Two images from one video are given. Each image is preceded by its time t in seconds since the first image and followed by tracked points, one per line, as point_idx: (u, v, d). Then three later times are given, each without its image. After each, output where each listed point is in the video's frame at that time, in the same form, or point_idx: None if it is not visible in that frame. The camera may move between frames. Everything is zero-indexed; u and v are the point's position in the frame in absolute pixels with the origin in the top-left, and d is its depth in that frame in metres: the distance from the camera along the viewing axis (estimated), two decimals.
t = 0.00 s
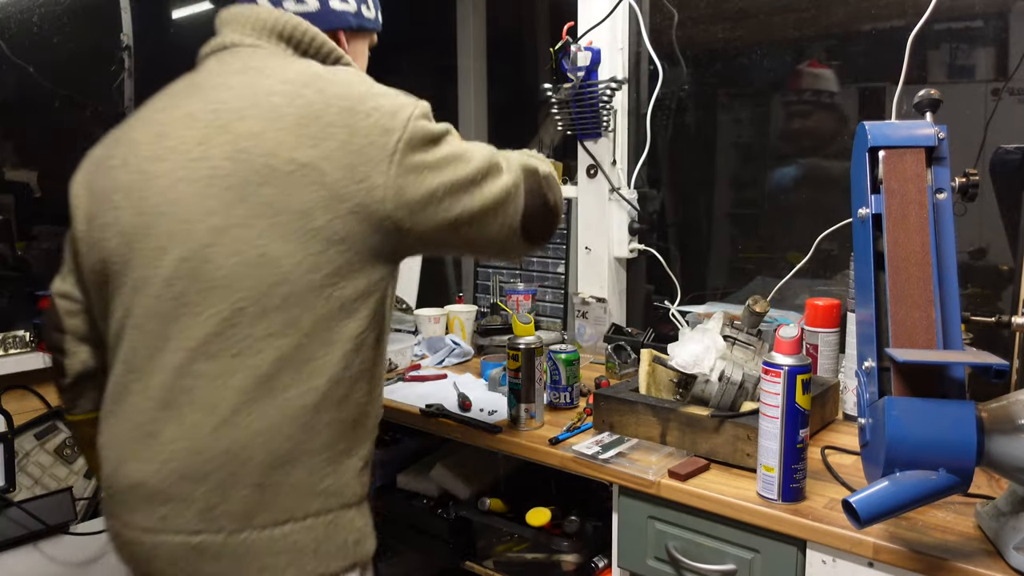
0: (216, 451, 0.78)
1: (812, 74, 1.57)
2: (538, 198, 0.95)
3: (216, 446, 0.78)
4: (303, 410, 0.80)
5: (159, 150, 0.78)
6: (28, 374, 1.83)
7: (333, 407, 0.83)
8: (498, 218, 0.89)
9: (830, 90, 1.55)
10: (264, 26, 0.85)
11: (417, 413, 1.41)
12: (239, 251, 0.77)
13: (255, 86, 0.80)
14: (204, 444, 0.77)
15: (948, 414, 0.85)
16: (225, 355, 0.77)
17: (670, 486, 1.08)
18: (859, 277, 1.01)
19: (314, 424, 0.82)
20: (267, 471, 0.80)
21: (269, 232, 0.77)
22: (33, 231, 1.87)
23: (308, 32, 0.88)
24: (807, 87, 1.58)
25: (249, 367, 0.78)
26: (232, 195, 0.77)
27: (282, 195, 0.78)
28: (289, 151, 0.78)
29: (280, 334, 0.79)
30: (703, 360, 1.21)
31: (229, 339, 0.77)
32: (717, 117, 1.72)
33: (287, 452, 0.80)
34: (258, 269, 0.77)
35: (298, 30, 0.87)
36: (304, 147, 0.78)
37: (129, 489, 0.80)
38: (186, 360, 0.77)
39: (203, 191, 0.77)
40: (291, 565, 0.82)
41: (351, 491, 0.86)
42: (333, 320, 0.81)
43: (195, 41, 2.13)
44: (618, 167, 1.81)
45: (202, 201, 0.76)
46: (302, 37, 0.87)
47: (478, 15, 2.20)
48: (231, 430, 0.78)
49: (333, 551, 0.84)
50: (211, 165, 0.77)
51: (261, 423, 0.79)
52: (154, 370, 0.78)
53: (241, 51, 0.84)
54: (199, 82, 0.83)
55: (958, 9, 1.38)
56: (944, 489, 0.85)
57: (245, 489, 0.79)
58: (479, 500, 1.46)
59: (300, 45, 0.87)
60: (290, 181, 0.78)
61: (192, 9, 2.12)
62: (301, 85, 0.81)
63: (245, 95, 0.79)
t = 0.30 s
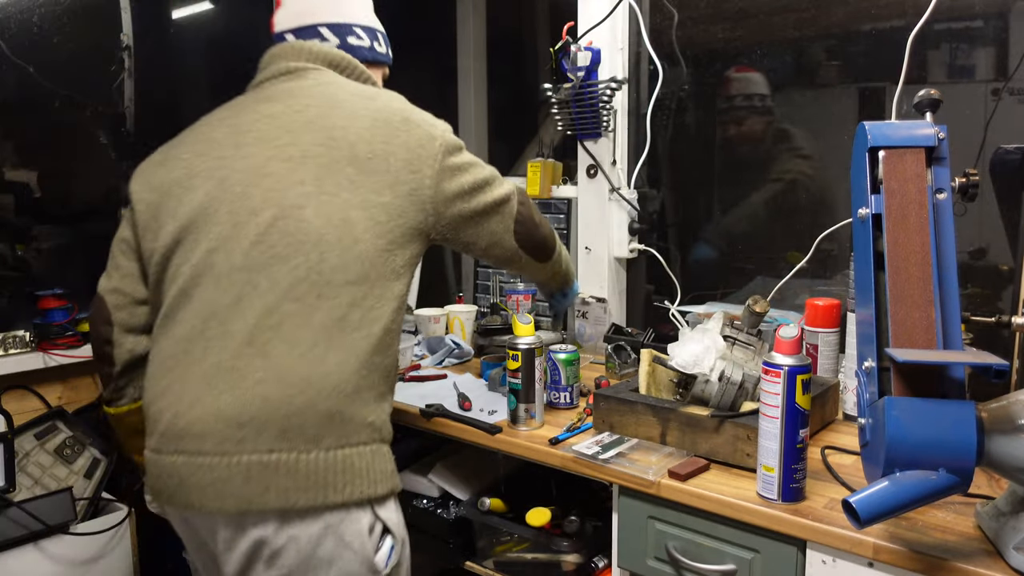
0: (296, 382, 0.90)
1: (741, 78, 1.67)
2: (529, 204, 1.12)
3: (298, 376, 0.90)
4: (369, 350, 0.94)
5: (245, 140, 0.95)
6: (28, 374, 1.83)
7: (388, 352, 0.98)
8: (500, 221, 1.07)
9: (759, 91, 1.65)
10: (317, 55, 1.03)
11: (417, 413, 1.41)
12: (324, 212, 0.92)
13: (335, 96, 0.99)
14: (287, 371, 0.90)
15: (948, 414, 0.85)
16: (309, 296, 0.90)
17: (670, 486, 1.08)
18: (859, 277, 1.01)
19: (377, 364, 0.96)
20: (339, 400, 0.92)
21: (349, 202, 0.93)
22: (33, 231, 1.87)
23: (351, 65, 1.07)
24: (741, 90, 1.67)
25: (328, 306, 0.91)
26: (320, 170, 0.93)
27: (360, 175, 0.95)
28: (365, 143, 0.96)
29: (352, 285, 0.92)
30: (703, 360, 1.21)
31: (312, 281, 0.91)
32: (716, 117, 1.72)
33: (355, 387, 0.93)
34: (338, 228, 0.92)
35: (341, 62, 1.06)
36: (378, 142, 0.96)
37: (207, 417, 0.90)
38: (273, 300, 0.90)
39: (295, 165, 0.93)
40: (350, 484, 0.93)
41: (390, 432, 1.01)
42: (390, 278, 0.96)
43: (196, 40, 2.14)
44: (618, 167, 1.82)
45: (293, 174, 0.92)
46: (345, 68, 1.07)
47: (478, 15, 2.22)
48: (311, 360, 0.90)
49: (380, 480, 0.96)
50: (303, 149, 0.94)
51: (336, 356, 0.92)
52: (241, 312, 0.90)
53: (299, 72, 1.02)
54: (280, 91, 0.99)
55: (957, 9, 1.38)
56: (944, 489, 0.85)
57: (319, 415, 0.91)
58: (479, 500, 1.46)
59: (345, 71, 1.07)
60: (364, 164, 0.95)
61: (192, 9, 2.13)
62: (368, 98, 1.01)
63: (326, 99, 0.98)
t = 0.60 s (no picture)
0: (319, 355, 0.98)
1: (698, 85, 1.74)
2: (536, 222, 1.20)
3: (319, 346, 0.98)
4: (384, 333, 1.02)
5: (279, 136, 1.05)
6: (28, 374, 1.83)
7: (400, 340, 1.06)
8: (506, 231, 1.14)
9: (717, 96, 1.71)
10: (343, 71, 1.14)
11: (417, 413, 1.41)
12: (348, 200, 1.00)
13: (360, 105, 1.07)
14: (310, 341, 0.98)
15: (948, 414, 0.85)
16: (331, 275, 0.99)
17: (670, 486, 1.08)
18: (859, 277, 1.01)
19: (391, 349, 1.05)
20: (356, 375, 1.00)
21: (369, 193, 1.02)
22: (33, 231, 1.87)
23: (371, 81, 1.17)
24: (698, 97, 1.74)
25: (347, 286, 0.99)
26: (343, 163, 1.02)
27: (380, 171, 1.03)
28: (385, 145, 1.04)
29: (367, 267, 1.00)
30: (703, 360, 1.21)
31: (335, 262, 0.99)
32: (716, 117, 1.72)
33: (371, 368, 1.01)
34: (361, 216, 1.01)
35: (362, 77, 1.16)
36: (397, 142, 1.05)
37: (233, 382, 0.99)
38: (297, 278, 0.98)
39: (321, 158, 1.02)
40: (361, 455, 1.01)
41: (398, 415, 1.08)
42: (404, 265, 1.04)
43: (196, 41, 2.16)
44: (618, 167, 1.82)
45: (320, 165, 1.01)
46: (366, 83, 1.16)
47: (478, 15, 2.22)
48: (331, 333, 0.98)
49: (387, 455, 1.04)
50: (329, 142, 1.03)
51: (353, 333, 0.99)
52: (268, 288, 0.99)
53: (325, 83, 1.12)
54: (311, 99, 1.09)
55: (958, 9, 1.38)
56: (944, 489, 0.85)
57: (337, 386, 0.99)
58: (479, 500, 1.46)
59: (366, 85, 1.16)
60: (384, 163, 1.03)
61: (192, 9, 2.15)
62: (391, 107, 1.10)
63: (353, 106, 1.07)
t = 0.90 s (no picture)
0: (317, 352, 0.98)
1: (691, 86, 1.74)
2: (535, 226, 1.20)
3: (318, 342, 0.98)
4: (383, 332, 1.02)
5: (283, 137, 1.05)
6: (28, 374, 1.83)
7: (398, 339, 1.06)
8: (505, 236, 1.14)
9: (708, 97, 1.72)
10: (349, 75, 1.13)
11: (417, 413, 1.41)
12: (348, 199, 1.01)
13: (363, 108, 1.08)
14: (309, 336, 0.98)
15: (949, 414, 0.85)
16: (329, 271, 0.99)
17: (670, 486, 1.08)
18: (859, 277, 1.01)
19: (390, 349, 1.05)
20: (355, 372, 1.00)
21: (370, 193, 1.02)
22: (33, 231, 1.87)
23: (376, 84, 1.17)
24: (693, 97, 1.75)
25: (344, 283, 0.99)
26: (344, 163, 1.02)
27: (381, 172, 1.03)
28: (387, 146, 1.05)
29: (366, 265, 1.00)
30: (703, 360, 1.20)
31: (334, 259, 0.99)
32: (716, 117, 1.72)
33: (370, 367, 1.01)
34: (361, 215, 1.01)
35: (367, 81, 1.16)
36: (399, 143, 1.05)
37: (234, 375, 0.99)
38: (296, 274, 0.99)
39: (323, 157, 1.02)
40: (359, 450, 1.01)
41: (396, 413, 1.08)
42: (404, 263, 1.04)
43: (195, 41, 2.16)
44: (618, 167, 1.82)
45: (323, 164, 1.02)
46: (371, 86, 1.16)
47: (478, 15, 2.22)
48: (329, 329, 0.98)
49: (385, 450, 1.04)
50: (331, 143, 1.03)
51: (352, 330, 0.99)
52: (268, 284, 0.99)
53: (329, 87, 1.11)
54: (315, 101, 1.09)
55: (958, 9, 1.38)
56: (943, 489, 0.85)
57: (336, 382, 0.99)
58: (479, 500, 1.46)
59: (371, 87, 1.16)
60: (385, 164, 1.04)
61: (191, 10, 2.15)
62: (394, 109, 1.10)
63: (356, 108, 1.07)
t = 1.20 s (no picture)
0: (299, 352, 0.97)
1: (697, 82, 1.74)
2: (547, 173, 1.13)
3: (299, 342, 0.97)
4: (367, 326, 1.00)
5: (273, 134, 1.05)
6: (27, 375, 1.83)
7: (392, 325, 1.03)
8: (511, 195, 1.10)
9: (713, 94, 1.71)
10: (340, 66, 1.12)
11: (417, 413, 1.41)
12: (326, 197, 0.99)
13: (339, 97, 1.05)
14: (291, 337, 0.98)
15: (948, 414, 0.85)
16: (312, 272, 0.98)
17: (670, 486, 1.08)
18: (859, 277, 1.01)
19: (379, 338, 1.02)
20: (338, 369, 0.98)
21: (348, 186, 1.00)
22: (33, 231, 1.87)
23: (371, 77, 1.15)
24: (694, 95, 1.75)
25: (329, 283, 0.98)
26: (320, 158, 1.01)
27: (360, 163, 1.01)
28: (362, 133, 1.02)
29: (346, 261, 0.99)
30: (703, 360, 1.20)
31: (316, 260, 0.98)
32: (716, 117, 1.72)
33: (354, 362, 0.99)
34: (341, 212, 0.99)
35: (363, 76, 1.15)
36: (375, 130, 1.02)
37: (222, 380, 1.00)
38: (280, 277, 0.98)
39: (309, 154, 1.01)
40: (348, 447, 1.00)
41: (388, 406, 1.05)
42: (392, 254, 1.02)
43: (195, 41, 2.16)
44: (618, 167, 1.82)
45: (299, 163, 1.01)
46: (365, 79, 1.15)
47: (478, 16, 2.23)
48: (310, 330, 0.98)
49: (375, 445, 1.02)
50: (307, 138, 1.02)
51: (336, 327, 0.98)
52: (254, 288, 1.00)
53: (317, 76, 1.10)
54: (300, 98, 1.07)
55: (958, 9, 1.38)
56: (944, 489, 0.85)
57: (317, 381, 0.98)
58: (479, 500, 1.45)
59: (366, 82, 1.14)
60: (362, 154, 1.01)
61: (191, 9, 2.15)
62: (366, 91, 1.07)
63: (333, 99, 1.05)
